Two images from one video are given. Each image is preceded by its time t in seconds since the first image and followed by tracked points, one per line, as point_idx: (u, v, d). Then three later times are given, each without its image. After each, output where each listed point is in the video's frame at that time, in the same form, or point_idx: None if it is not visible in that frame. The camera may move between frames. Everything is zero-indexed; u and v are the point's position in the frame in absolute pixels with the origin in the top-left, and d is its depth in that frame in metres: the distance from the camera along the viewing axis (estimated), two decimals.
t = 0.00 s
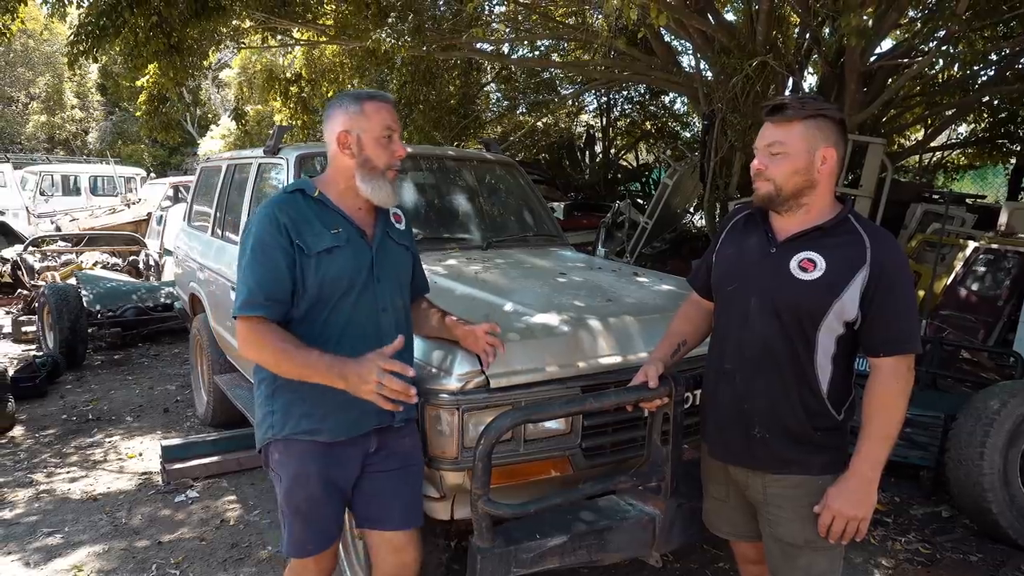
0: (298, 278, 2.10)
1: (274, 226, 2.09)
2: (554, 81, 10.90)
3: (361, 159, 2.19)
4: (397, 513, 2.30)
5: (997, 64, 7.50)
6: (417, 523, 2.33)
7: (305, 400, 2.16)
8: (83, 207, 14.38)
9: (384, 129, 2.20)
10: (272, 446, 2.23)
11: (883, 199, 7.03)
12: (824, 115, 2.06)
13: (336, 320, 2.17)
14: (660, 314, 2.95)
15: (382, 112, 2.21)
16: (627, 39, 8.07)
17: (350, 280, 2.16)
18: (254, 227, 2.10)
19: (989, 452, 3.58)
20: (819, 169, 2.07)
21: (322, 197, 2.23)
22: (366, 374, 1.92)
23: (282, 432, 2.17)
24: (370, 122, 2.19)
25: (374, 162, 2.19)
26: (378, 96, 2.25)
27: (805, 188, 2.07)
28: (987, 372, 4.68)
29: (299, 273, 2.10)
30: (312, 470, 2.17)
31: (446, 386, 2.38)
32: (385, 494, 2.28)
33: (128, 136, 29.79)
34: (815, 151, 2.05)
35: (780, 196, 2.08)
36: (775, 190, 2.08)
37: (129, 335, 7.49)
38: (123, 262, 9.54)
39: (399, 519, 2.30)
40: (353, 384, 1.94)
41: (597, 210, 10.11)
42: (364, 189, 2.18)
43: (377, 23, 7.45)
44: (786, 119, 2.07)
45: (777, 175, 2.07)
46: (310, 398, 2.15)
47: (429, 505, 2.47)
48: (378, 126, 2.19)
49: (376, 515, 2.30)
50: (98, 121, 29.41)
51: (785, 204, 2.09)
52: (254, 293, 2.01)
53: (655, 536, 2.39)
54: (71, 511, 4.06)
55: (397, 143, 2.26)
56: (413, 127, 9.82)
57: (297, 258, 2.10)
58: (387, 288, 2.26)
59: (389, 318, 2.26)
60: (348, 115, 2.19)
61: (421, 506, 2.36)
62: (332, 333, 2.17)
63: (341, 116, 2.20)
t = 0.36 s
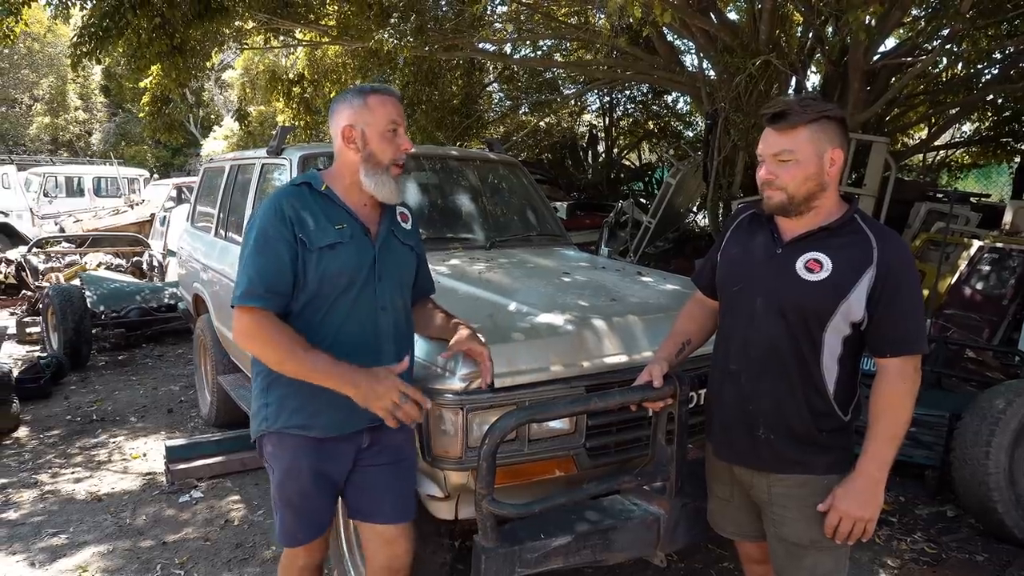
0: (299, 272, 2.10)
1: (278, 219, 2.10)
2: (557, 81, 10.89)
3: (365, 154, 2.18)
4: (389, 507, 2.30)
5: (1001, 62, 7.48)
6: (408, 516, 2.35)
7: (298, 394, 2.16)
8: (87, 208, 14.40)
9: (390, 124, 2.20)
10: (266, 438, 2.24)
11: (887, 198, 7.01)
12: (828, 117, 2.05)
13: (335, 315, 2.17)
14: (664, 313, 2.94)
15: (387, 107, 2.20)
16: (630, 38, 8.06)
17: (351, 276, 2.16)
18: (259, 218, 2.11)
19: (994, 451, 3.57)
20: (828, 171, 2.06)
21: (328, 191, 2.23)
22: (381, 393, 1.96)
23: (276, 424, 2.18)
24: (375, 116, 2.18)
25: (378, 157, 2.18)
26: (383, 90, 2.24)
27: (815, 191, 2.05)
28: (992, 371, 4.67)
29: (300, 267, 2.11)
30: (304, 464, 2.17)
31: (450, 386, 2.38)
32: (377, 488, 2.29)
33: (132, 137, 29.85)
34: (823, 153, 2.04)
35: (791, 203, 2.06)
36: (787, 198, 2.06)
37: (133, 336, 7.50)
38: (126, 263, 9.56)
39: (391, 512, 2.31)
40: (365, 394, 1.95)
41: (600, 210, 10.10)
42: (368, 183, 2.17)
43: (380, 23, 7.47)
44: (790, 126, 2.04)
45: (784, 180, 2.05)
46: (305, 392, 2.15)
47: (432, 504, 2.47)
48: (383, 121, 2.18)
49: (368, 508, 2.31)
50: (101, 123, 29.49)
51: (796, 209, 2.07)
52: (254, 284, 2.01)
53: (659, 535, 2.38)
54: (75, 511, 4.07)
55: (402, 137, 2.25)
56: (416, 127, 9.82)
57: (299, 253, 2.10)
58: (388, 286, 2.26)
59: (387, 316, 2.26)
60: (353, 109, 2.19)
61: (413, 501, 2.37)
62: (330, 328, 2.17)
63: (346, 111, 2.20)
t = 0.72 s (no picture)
0: (290, 271, 2.11)
1: (272, 217, 2.10)
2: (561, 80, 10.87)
3: (359, 154, 2.18)
4: (373, 500, 2.30)
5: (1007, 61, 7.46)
6: (394, 508, 2.33)
7: (285, 390, 2.18)
8: (92, 206, 14.43)
9: (383, 123, 2.20)
10: (253, 429, 2.26)
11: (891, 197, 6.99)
12: (831, 119, 2.04)
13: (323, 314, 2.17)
14: (667, 313, 2.93)
15: (382, 108, 2.21)
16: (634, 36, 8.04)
17: (341, 276, 2.17)
18: (253, 216, 2.11)
19: (999, 452, 3.56)
20: (825, 175, 2.06)
21: (323, 191, 2.23)
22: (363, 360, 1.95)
23: (261, 417, 2.20)
24: (369, 116, 2.19)
25: (372, 157, 2.18)
26: (378, 90, 2.24)
27: (810, 195, 2.06)
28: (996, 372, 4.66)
29: (292, 266, 2.11)
30: (289, 457, 2.20)
31: (454, 386, 2.37)
32: (363, 479, 2.29)
33: (136, 134, 29.94)
34: (821, 157, 2.04)
35: (785, 203, 2.07)
36: (780, 197, 2.08)
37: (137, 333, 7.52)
38: (130, 260, 9.58)
39: (377, 504, 2.30)
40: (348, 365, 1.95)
41: (603, 209, 10.09)
42: (363, 183, 2.17)
43: (384, 21, 7.49)
44: (789, 126, 2.05)
45: (781, 181, 2.07)
46: (291, 388, 2.17)
47: (433, 502, 2.46)
48: (376, 121, 2.18)
49: (355, 499, 2.31)
50: (106, 120, 29.58)
51: (791, 209, 2.08)
52: (247, 283, 2.02)
53: (662, 535, 2.38)
54: (79, 508, 4.08)
55: (397, 137, 2.25)
56: (420, 125, 9.83)
57: (291, 252, 2.11)
58: (378, 287, 2.26)
59: (377, 318, 2.26)
60: (348, 109, 2.19)
61: (400, 492, 2.36)
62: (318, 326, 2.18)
63: (340, 111, 2.20)
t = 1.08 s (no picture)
0: (275, 267, 2.11)
1: (256, 214, 2.10)
2: (564, 79, 10.87)
3: (343, 151, 2.19)
4: (377, 492, 2.30)
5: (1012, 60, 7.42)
6: (397, 502, 2.34)
7: (279, 386, 2.18)
8: (96, 206, 14.46)
9: (365, 120, 2.20)
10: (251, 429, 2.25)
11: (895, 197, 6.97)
12: (835, 118, 2.03)
13: (310, 310, 2.17)
14: (669, 312, 2.93)
15: (362, 104, 2.21)
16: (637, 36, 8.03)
17: (327, 272, 2.16)
18: (236, 214, 2.12)
19: (1003, 452, 3.55)
20: (827, 174, 2.05)
21: (309, 188, 2.23)
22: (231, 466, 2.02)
23: (256, 417, 2.18)
24: (350, 114, 2.19)
25: (354, 153, 2.19)
26: (359, 88, 2.25)
27: (811, 193, 2.05)
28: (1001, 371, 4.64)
29: (276, 262, 2.12)
30: (289, 453, 2.20)
31: (456, 385, 2.37)
32: (364, 472, 2.29)
33: (140, 134, 30.03)
34: (823, 156, 2.03)
35: (786, 200, 2.07)
36: (781, 195, 2.08)
37: (141, 333, 7.53)
38: (135, 260, 9.60)
39: (378, 498, 2.31)
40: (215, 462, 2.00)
41: (606, 208, 10.09)
42: (348, 180, 2.17)
43: (387, 22, 7.49)
44: (793, 124, 2.05)
45: (783, 178, 2.06)
46: (284, 385, 2.17)
47: (436, 501, 2.46)
48: (357, 118, 2.19)
49: (355, 494, 2.31)
50: (110, 120, 29.64)
51: (792, 207, 2.08)
52: (226, 277, 2.04)
53: (665, 535, 2.38)
54: (83, 507, 4.08)
55: (380, 134, 2.25)
56: (423, 125, 9.83)
57: (276, 249, 2.11)
58: (368, 283, 2.24)
59: (367, 314, 2.24)
60: (329, 108, 2.20)
61: (403, 485, 2.36)
62: (306, 323, 2.17)
63: (322, 111, 2.21)
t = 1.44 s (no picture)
0: (274, 270, 2.12)
1: (254, 217, 2.11)
2: (565, 79, 10.87)
3: (340, 152, 2.19)
4: (374, 496, 2.30)
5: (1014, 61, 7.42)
6: (397, 503, 2.34)
7: (281, 387, 2.18)
8: (97, 206, 14.47)
9: (361, 120, 2.20)
10: (253, 429, 2.26)
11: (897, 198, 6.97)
12: (832, 117, 2.04)
13: (311, 311, 2.17)
14: (670, 313, 2.93)
15: (358, 105, 2.21)
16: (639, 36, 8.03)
17: (327, 273, 2.16)
18: (235, 218, 2.13)
19: (1005, 453, 3.55)
20: (823, 173, 2.05)
21: (308, 191, 2.23)
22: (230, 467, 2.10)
23: (259, 417, 2.20)
24: (346, 115, 2.19)
25: (351, 154, 2.19)
26: (354, 88, 2.25)
27: (808, 192, 2.05)
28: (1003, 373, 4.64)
29: (276, 265, 2.13)
30: (291, 453, 2.20)
31: (458, 386, 2.38)
32: (364, 474, 2.29)
33: (141, 133, 30.03)
34: (819, 156, 2.04)
35: (783, 200, 2.08)
36: (779, 194, 2.08)
37: (142, 333, 7.54)
38: (136, 260, 9.60)
39: (379, 500, 2.31)
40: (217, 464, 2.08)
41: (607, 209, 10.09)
42: (345, 180, 2.17)
43: (389, 22, 7.50)
44: (790, 124, 2.05)
45: (781, 178, 2.07)
46: (286, 386, 2.18)
47: (437, 502, 2.46)
48: (354, 118, 2.19)
49: (356, 495, 2.31)
50: (111, 120, 29.66)
51: (790, 207, 2.08)
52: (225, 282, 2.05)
53: (667, 536, 2.38)
54: (85, 507, 4.09)
55: (376, 133, 2.25)
56: (424, 126, 9.84)
57: (275, 251, 2.12)
58: (368, 283, 2.24)
59: (368, 314, 2.24)
60: (326, 109, 2.20)
61: (403, 488, 2.37)
62: (306, 324, 2.17)
63: (319, 112, 2.22)
